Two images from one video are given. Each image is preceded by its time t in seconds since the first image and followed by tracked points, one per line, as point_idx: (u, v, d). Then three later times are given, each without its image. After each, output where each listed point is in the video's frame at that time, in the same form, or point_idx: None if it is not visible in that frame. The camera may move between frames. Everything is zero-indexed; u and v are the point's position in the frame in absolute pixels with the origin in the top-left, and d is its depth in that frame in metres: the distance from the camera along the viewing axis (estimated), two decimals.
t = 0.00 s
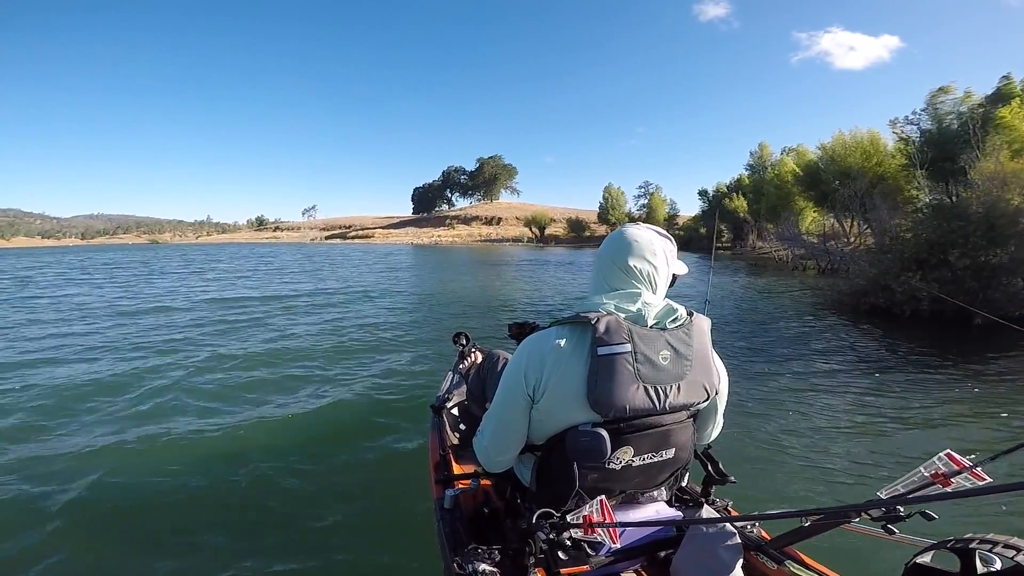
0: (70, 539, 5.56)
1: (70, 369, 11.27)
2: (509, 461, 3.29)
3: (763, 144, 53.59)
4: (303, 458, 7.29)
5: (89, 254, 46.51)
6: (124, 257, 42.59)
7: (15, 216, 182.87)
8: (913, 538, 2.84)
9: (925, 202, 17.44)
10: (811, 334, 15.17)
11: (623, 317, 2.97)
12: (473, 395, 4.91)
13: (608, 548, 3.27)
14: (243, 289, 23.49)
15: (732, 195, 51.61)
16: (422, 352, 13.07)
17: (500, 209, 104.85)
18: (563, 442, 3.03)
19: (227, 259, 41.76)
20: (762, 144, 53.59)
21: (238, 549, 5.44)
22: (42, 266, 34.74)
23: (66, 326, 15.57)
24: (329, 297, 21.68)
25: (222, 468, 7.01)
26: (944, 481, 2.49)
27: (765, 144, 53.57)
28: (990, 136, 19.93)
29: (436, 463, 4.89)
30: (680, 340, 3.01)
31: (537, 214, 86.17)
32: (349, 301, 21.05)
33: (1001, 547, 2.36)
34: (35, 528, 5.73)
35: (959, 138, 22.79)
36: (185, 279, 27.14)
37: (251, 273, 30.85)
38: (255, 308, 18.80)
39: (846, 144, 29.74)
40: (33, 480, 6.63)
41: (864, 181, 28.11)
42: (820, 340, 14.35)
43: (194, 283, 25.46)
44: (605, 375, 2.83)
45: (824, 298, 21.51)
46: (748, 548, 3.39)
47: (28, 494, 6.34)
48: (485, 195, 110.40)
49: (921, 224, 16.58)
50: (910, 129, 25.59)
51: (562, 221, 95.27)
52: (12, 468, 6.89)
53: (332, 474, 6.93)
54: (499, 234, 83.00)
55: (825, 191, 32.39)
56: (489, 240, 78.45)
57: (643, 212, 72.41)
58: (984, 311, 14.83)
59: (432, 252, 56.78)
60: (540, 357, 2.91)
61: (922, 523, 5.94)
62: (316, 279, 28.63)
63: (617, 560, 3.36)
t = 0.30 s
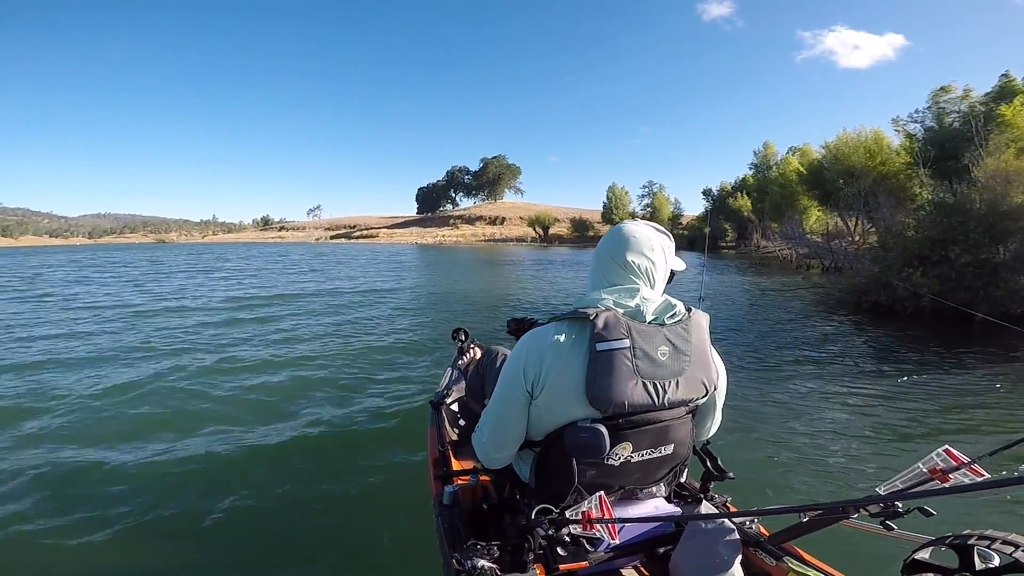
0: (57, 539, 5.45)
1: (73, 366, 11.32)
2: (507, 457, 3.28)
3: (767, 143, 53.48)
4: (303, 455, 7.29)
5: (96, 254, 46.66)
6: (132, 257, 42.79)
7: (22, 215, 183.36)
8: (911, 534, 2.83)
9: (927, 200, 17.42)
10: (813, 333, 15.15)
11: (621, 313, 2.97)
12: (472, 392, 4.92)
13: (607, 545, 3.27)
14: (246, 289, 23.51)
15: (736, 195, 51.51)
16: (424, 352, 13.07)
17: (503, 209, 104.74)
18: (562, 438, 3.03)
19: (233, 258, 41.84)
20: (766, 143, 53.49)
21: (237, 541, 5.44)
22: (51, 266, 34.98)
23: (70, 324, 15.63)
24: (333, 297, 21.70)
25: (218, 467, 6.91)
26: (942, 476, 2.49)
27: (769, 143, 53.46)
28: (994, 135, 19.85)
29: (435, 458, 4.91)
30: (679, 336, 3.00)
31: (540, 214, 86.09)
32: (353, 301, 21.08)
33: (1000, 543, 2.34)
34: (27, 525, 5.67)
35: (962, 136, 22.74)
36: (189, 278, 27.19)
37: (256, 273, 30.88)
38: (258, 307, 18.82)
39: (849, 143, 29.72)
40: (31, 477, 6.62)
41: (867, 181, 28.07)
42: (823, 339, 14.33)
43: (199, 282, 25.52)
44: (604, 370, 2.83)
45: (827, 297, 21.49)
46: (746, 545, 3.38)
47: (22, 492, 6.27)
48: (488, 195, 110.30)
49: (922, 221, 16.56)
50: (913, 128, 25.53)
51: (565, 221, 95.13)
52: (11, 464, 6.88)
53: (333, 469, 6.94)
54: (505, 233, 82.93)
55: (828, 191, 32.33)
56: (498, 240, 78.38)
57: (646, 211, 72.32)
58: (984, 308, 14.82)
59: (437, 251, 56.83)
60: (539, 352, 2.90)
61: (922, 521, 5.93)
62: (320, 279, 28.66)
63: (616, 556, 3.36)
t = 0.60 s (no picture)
0: (45, 542, 5.36)
1: (78, 367, 11.39)
2: (509, 456, 3.29)
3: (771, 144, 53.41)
4: (304, 456, 7.29)
5: (106, 257, 47.04)
6: (139, 259, 43.01)
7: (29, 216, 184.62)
8: (912, 534, 2.83)
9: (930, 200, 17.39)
10: (816, 333, 15.14)
11: (623, 313, 2.97)
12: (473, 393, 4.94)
13: (608, 544, 3.27)
14: (252, 290, 23.61)
15: (740, 196, 51.50)
16: (427, 352, 13.08)
17: (506, 210, 104.67)
18: (564, 437, 3.03)
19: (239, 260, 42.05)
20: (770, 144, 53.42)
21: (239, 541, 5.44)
22: (57, 268, 35.21)
23: (75, 325, 15.72)
24: (338, 298, 21.77)
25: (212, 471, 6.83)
26: (944, 476, 2.48)
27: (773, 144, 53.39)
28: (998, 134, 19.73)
29: (436, 458, 4.91)
30: (681, 336, 3.01)
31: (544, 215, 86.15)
32: (357, 302, 21.13)
33: (1001, 543, 2.34)
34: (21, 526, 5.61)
35: (965, 136, 22.69)
36: (195, 280, 27.33)
37: (261, 274, 31.01)
38: (263, 308, 18.91)
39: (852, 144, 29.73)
40: (34, 476, 6.66)
41: (870, 181, 28.04)
42: (826, 340, 14.32)
43: (204, 284, 25.63)
44: (606, 371, 2.83)
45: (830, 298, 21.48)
46: (747, 544, 3.37)
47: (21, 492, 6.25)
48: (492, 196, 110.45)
49: (925, 221, 16.53)
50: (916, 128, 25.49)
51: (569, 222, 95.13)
52: (11, 465, 6.90)
53: (336, 469, 6.95)
54: (509, 234, 82.99)
55: (832, 192, 32.31)
56: (502, 241, 78.45)
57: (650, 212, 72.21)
58: (986, 307, 14.77)
59: (441, 253, 56.94)
60: (539, 353, 2.91)
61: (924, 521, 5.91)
62: (325, 280, 28.76)
63: (618, 555, 3.36)
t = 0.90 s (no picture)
0: (28, 556, 5.24)
1: (82, 369, 11.45)
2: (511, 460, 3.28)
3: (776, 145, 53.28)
4: (307, 458, 7.32)
5: (113, 258, 47.35)
6: (145, 261, 43.24)
7: (36, 218, 185.83)
8: (914, 538, 2.83)
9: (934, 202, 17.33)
10: (820, 336, 15.11)
11: (626, 318, 2.97)
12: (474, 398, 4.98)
13: (609, 548, 3.27)
14: (256, 292, 23.71)
15: (745, 197, 51.39)
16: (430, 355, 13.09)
17: (510, 211, 104.68)
18: (566, 441, 3.03)
19: (245, 262, 42.23)
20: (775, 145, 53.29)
21: (241, 544, 5.47)
22: (63, 270, 35.41)
23: (79, 327, 15.81)
24: (342, 300, 21.84)
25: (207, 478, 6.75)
26: (945, 480, 2.48)
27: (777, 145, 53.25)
28: (1003, 135, 19.61)
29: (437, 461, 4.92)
30: (684, 341, 3.01)
31: (548, 216, 86.10)
32: (362, 304, 21.20)
33: (1003, 547, 2.34)
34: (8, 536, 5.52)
35: (969, 137, 22.60)
36: (200, 282, 27.49)
37: (266, 276, 31.14)
38: (268, 310, 18.98)
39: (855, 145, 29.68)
40: (40, 477, 6.73)
41: (874, 182, 27.98)
42: (829, 342, 14.29)
43: (210, 286, 25.77)
44: (608, 375, 2.84)
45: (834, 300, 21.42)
46: (748, 548, 3.37)
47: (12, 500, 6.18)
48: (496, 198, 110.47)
49: (929, 223, 16.48)
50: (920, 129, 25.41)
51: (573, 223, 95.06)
52: (15, 468, 6.93)
53: (338, 472, 6.98)
54: (513, 236, 83.02)
55: (837, 193, 32.20)
56: (506, 242, 78.48)
57: (654, 213, 72.13)
58: (989, 310, 14.73)
59: (445, 254, 57.07)
60: (542, 356, 2.91)
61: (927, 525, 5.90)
62: (330, 282, 28.86)
63: (619, 559, 3.36)
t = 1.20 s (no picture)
0: (30, 563, 5.28)
1: (89, 372, 11.56)
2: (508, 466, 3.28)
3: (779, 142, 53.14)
4: (308, 461, 7.34)
5: (122, 260, 47.70)
6: (153, 262, 43.58)
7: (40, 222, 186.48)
8: (912, 541, 2.81)
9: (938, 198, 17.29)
10: (823, 333, 15.10)
11: (622, 322, 2.98)
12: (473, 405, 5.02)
13: (608, 552, 3.28)
14: (260, 294, 23.78)
15: (749, 194, 51.27)
16: (434, 354, 13.11)
17: (513, 210, 104.57)
18: (563, 446, 3.02)
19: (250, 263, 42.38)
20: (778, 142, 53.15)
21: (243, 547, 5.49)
22: (73, 273, 35.80)
23: (86, 330, 15.94)
24: (346, 301, 21.86)
25: (204, 482, 6.74)
26: (943, 483, 2.46)
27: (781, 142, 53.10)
28: (1007, 131, 19.52)
29: (436, 465, 4.92)
30: (681, 345, 3.01)
31: (551, 215, 86.04)
32: (366, 304, 21.22)
33: (1000, 550, 2.32)
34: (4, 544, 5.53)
35: (972, 133, 22.52)
36: (205, 284, 27.60)
37: (271, 277, 31.23)
38: (272, 312, 19.03)
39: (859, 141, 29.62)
40: (44, 482, 6.77)
41: (878, 179, 27.92)
42: (832, 339, 14.28)
43: (215, 288, 25.86)
44: (605, 380, 2.83)
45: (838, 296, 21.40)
46: (747, 551, 3.36)
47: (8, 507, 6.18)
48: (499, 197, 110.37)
49: (932, 220, 16.45)
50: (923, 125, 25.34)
51: (576, 222, 94.98)
52: (19, 473, 6.97)
53: (339, 475, 7.00)
54: (516, 235, 83.01)
55: (841, 189, 32.12)
56: (509, 241, 78.51)
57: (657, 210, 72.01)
58: (991, 306, 14.69)
59: (450, 254, 57.18)
60: (538, 362, 2.90)
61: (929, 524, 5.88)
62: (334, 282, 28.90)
63: (618, 562, 3.36)
